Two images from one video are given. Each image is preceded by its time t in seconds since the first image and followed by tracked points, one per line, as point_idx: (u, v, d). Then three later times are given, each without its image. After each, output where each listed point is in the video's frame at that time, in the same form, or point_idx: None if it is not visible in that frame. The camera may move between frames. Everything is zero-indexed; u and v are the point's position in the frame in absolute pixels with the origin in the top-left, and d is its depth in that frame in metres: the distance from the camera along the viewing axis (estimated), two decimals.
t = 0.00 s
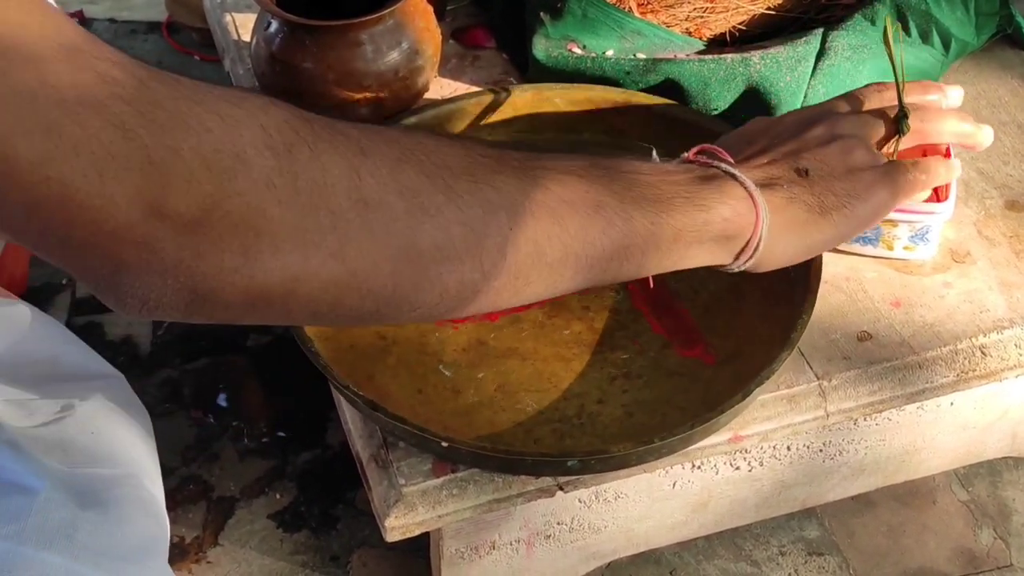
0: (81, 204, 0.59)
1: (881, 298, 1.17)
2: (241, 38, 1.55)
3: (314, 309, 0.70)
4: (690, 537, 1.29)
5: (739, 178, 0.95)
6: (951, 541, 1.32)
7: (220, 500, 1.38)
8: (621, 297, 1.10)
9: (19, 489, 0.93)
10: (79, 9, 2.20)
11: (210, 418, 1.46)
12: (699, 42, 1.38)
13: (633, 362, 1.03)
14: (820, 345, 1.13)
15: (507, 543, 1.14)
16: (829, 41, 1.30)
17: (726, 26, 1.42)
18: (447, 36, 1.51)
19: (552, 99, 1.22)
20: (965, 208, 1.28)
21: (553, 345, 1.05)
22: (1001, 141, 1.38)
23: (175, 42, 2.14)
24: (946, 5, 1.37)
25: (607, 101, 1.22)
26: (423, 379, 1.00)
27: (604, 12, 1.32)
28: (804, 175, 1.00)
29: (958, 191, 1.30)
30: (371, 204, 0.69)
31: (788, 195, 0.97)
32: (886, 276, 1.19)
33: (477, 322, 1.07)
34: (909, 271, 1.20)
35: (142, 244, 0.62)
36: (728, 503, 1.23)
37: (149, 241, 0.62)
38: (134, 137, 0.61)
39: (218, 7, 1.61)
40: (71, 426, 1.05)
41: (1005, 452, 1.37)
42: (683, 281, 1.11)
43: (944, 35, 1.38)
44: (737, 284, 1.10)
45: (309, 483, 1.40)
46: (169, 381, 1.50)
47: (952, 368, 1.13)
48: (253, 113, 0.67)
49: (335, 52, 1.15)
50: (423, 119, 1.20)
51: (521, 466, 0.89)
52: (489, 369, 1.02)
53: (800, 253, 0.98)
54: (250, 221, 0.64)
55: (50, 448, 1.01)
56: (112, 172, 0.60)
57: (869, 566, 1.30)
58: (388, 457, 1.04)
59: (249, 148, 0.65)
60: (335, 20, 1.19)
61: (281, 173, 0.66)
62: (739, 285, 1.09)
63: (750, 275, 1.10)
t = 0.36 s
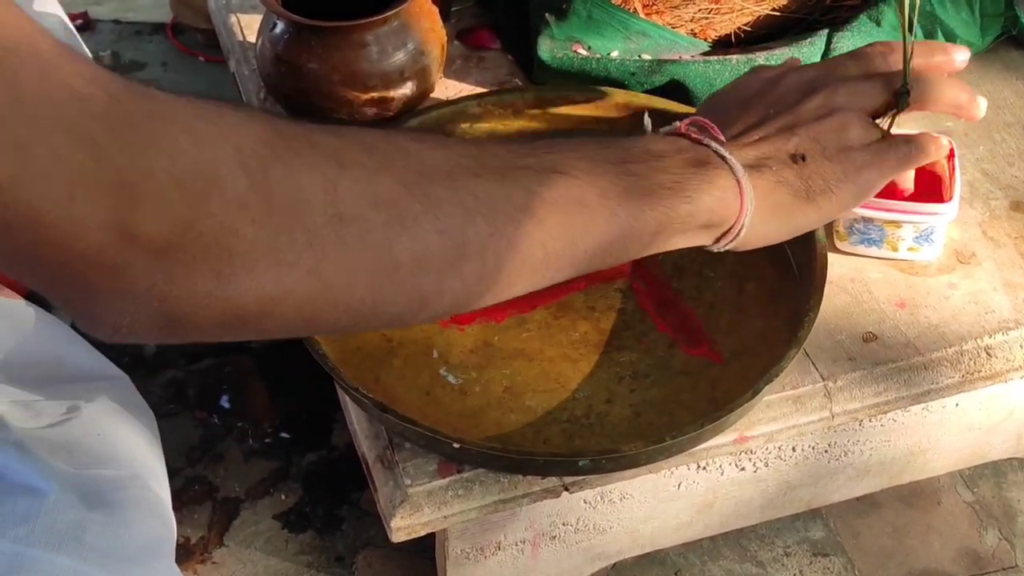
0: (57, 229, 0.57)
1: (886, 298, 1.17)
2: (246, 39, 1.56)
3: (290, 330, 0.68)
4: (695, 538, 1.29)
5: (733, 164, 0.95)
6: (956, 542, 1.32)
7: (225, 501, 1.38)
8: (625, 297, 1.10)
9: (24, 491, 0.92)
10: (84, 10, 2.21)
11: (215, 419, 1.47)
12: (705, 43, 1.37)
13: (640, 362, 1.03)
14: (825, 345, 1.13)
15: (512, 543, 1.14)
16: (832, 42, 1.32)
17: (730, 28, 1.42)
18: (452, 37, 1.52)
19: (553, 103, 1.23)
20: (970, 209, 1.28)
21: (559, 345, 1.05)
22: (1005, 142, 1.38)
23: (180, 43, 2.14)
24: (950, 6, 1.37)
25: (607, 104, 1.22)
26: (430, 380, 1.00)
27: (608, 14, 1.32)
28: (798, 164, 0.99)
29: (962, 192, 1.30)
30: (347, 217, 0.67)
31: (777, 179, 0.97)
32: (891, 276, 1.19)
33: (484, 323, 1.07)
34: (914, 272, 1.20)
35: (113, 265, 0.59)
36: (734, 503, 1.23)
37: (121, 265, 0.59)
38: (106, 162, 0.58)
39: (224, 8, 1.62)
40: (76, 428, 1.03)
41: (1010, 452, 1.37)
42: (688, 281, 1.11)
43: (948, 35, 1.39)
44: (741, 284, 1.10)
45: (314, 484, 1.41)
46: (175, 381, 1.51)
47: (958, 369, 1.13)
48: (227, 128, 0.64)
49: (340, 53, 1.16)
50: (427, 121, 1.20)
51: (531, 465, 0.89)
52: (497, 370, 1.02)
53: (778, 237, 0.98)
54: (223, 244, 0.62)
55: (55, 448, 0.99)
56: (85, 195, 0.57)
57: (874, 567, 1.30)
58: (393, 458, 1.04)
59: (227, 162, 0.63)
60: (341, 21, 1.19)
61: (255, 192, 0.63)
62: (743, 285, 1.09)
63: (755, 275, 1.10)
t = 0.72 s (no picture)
0: None
1: (885, 301, 1.17)
2: (247, 42, 1.56)
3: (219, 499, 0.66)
4: (694, 539, 1.29)
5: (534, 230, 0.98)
6: (955, 543, 1.32)
7: (226, 502, 1.39)
8: (625, 298, 1.10)
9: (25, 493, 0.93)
10: (85, 13, 2.21)
11: (216, 421, 1.47)
12: (703, 46, 1.40)
13: (641, 363, 1.04)
14: (824, 347, 1.13)
15: (512, 545, 1.14)
16: (831, 46, 1.31)
17: (730, 31, 1.43)
18: (452, 40, 1.52)
19: (553, 102, 1.23)
20: (969, 211, 1.28)
21: (560, 347, 1.05)
22: (1004, 145, 1.38)
23: (181, 45, 2.15)
24: (949, 9, 1.37)
25: (607, 105, 1.22)
26: (431, 383, 1.01)
27: (609, 17, 1.34)
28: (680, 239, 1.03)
29: (961, 195, 1.30)
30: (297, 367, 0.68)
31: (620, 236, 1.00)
32: (891, 279, 1.20)
33: (484, 325, 1.07)
34: (913, 274, 1.20)
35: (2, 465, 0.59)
36: (733, 505, 1.23)
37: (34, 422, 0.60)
38: None
39: (224, 11, 1.62)
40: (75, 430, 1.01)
41: (1009, 454, 1.37)
42: (687, 282, 1.11)
43: (947, 39, 1.39)
44: (740, 286, 1.10)
45: (315, 485, 1.41)
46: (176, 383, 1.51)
47: (956, 371, 1.13)
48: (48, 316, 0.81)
49: (341, 56, 1.16)
50: (426, 124, 1.20)
51: (533, 467, 0.90)
52: (498, 372, 1.02)
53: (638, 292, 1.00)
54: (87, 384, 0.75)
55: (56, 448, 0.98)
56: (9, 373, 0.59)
57: (873, 569, 1.30)
58: (394, 459, 1.04)
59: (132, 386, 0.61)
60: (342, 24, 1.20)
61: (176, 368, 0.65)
62: (742, 287, 1.10)
63: (754, 278, 1.11)
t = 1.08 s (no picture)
0: None
1: (884, 300, 1.18)
2: (249, 42, 1.57)
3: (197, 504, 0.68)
4: (694, 538, 1.30)
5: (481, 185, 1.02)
6: (954, 542, 1.33)
7: (227, 500, 1.39)
8: (624, 301, 1.10)
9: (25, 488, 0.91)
10: (87, 14, 2.22)
11: (217, 419, 1.48)
12: (704, 46, 1.40)
13: (632, 365, 1.04)
14: (824, 346, 1.14)
15: (513, 543, 1.14)
16: (831, 47, 1.32)
17: (730, 31, 1.43)
18: (453, 41, 1.53)
19: (565, 102, 1.23)
20: (968, 211, 1.29)
21: (555, 349, 1.06)
22: (1003, 145, 1.39)
23: (183, 46, 2.15)
24: (949, 11, 1.38)
25: (615, 107, 1.22)
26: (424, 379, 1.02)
27: (609, 17, 1.34)
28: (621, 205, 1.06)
29: (961, 195, 1.31)
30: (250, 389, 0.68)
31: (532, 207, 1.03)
32: (890, 278, 1.20)
33: (480, 322, 1.08)
34: (912, 274, 1.21)
35: None
36: (732, 504, 1.24)
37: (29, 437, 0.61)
38: None
39: (227, 12, 1.63)
40: (78, 427, 1.02)
41: (1008, 454, 1.38)
42: (687, 286, 1.12)
43: (946, 40, 1.39)
44: (740, 291, 1.11)
45: (317, 483, 1.42)
46: (177, 382, 1.52)
47: (955, 370, 1.13)
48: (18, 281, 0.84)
49: (343, 56, 1.17)
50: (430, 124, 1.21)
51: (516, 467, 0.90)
52: (490, 371, 1.03)
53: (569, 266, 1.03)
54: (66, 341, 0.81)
55: (58, 448, 0.99)
56: None
57: (872, 567, 1.30)
58: (395, 457, 1.05)
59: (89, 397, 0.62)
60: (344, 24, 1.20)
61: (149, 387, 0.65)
62: (743, 293, 1.10)
63: (755, 284, 1.11)
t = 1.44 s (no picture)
0: None
1: (883, 297, 1.18)
2: (251, 40, 1.57)
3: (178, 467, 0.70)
4: (694, 533, 1.30)
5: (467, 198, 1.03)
6: (952, 539, 1.33)
7: (229, 496, 1.40)
8: (623, 293, 1.11)
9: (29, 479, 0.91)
10: (89, 13, 2.23)
11: (219, 416, 1.48)
12: (703, 45, 1.42)
13: (643, 357, 1.05)
14: (823, 342, 1.14)
15: (514, 538, 1.15)
16: (830, 46, 1.33)
17: (730, 30, 1.44)
18: (454, 39, 1.53)
19: (541, 100, 1.24)
20: (967, 209, 1.29)
21: (562, 344, 1.06)
22: (1002, 143, 1.39)
23: (184, 45, 2.16)
24: (948, 9, 1.38)
25: (596, 102, 1.23)
26: (436, 385, 1.02)
27: (610, 16, 1.35)
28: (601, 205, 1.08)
29: (959, 193, 1.32)
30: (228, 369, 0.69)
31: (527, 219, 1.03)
32: (889, 275, 1.21)
33: (485, 325, 1.08)
34: (911, 270, 1.21)
35: None
36: (732, 499, 1.25)
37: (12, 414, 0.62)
38: None
39: (229, 10, 1.63)
40: (80, 421, 1.03)
41: (1007, 450, 1.38)
42: (683, 274, 1.12)
43: (945, 38, 1.40)
44: (736, 276, 1.11)
45: (318, 479, 1.42)
46: (179, 379, 1.52)
47: (954, 366, 1.14)
48: None
49: (345, 54, 1.17)
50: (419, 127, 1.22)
51: (546, 464, 0.91)
52: (501, 371, 1.04)
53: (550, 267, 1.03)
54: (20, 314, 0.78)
55: (60, 441, 0.99)
56: None
57: (871, 563, 1.31)
58: (397, 452, 1.05)
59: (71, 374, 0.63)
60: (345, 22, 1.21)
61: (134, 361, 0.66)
62: (738, 278, 1.11)
63: (749, 269, 1.12)
